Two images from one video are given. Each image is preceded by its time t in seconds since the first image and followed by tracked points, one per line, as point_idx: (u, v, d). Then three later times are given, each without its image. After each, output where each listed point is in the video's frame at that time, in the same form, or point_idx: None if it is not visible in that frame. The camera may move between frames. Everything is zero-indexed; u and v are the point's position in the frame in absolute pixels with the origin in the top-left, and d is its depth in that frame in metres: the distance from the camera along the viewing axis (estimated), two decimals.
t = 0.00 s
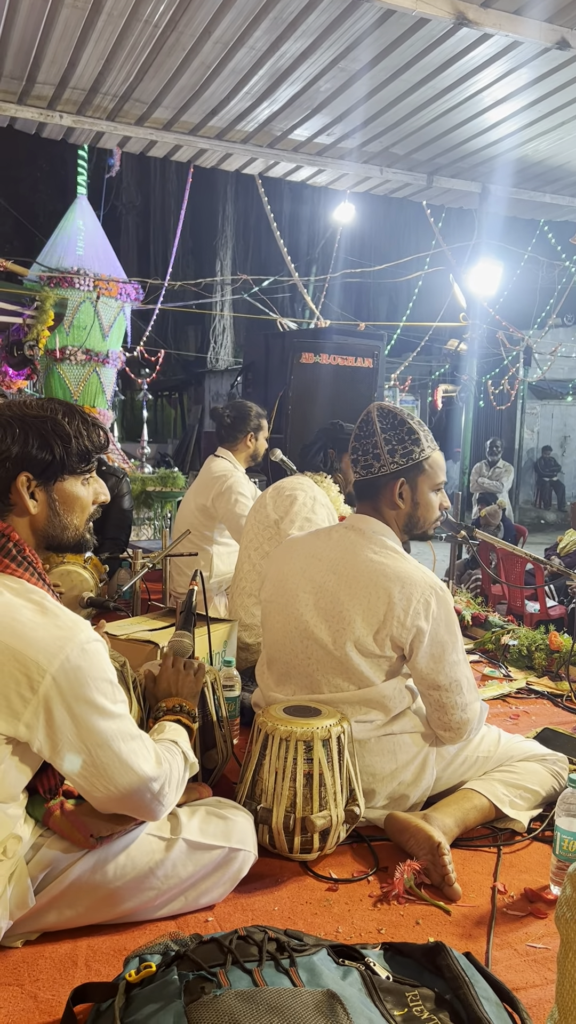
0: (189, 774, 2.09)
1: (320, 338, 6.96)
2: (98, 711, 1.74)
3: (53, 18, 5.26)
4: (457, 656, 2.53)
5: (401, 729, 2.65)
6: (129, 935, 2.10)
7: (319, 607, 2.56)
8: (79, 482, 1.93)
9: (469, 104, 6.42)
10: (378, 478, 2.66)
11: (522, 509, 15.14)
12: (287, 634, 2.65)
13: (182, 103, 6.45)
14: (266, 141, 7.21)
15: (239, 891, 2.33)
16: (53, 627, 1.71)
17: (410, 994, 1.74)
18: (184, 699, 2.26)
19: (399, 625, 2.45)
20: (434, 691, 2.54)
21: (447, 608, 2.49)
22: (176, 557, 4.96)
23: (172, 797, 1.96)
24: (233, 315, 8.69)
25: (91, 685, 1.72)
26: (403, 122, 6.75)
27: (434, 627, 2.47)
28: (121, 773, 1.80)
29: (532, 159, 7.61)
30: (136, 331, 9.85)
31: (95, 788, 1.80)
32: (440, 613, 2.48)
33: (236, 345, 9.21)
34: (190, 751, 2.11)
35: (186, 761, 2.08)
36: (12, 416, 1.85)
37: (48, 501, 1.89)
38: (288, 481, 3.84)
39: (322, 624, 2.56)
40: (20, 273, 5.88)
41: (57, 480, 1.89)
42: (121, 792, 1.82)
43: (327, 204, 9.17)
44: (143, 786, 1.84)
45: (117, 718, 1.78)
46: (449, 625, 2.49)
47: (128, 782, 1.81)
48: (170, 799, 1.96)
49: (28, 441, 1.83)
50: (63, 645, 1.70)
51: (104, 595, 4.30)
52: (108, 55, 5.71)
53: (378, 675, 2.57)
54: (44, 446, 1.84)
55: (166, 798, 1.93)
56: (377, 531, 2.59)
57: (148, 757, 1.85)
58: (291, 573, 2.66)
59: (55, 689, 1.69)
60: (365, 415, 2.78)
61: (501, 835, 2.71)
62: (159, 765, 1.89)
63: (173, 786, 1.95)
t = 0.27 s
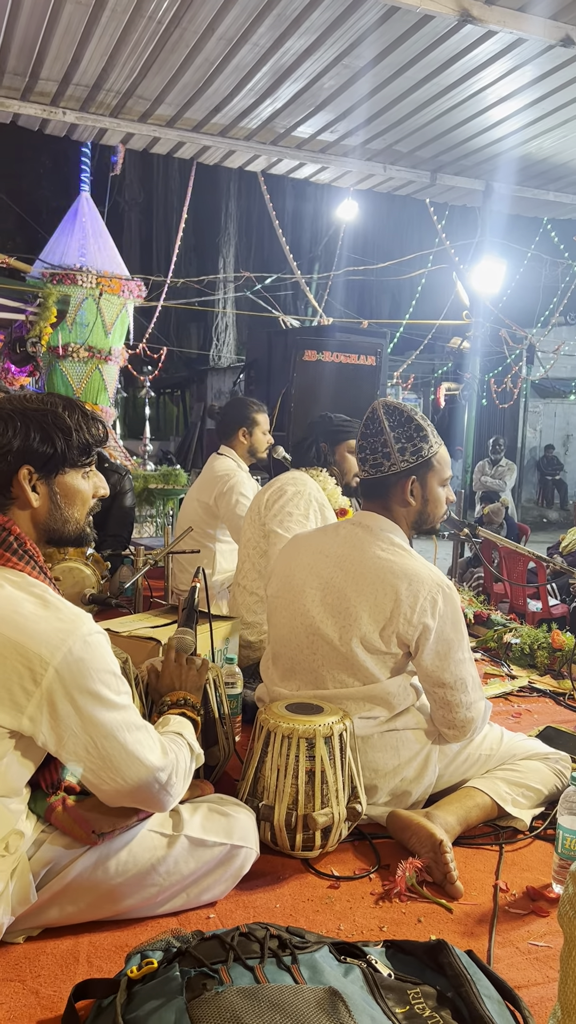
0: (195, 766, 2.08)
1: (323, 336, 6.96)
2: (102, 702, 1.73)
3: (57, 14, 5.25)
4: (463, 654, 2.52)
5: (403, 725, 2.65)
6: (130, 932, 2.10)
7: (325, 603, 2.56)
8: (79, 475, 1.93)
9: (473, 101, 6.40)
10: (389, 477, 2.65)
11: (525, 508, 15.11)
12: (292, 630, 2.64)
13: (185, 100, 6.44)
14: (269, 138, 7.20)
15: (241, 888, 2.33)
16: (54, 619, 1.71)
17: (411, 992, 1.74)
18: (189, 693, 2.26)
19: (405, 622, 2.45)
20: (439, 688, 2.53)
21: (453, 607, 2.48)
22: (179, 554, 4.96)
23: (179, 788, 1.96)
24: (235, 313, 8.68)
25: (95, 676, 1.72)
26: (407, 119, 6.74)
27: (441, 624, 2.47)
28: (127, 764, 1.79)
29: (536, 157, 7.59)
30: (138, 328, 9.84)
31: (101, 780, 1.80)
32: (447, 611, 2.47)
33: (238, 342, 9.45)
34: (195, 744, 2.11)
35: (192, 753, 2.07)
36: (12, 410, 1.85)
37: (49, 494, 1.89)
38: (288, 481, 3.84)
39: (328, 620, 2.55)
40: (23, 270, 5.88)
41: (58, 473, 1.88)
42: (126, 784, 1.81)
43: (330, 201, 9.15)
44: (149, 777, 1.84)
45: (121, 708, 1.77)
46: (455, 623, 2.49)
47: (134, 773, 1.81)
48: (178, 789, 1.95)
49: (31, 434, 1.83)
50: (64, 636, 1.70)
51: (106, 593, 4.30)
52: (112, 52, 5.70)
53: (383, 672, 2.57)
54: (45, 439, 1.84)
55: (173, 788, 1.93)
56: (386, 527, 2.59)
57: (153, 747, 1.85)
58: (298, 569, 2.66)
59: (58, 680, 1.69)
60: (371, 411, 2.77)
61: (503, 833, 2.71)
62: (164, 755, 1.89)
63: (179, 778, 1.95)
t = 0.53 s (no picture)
0: (195, 767, 2.08)
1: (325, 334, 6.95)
2: (104, 702, 1.73)
3: (60, 12, 5.25)
4: (464, 650, 2.53)
5: (405, 722, 2.66)
6: (132, 928, 2.11)
7: (326, 600, 2.56)
8: (86, 469, 1.96)
9: (476, 100, 6.39)
10: (402, 480, 2.59)
11: (527, 507, 15.11)
12: (294, 627, 2.64)
13: (189, 98, 6.44)
14: (272, 136, 7.19)
15: (243, 885, 2.34)
16: (59, 617, 1.71)
17: (413, 990, 1.74)
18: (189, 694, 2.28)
19: (406, 618, 2.45)
20: (439, 684, 2.54)
21: (454, 603, 2.48)
22: (181, 552, 4.97)
23: (178, 789, 1.96)
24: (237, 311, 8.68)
25: (99, 675, 1.72)
26: (410, 117, 6.73)
27: (441, 621, 2.47)
28: (127, 764, 1.80)
29: (539, 155, 7.57)
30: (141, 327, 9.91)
31: (102, 779, 1.80)
32: (448, 607, 2.47)
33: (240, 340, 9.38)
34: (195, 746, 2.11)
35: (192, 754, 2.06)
36: (30, 406, 1.83)
37: (66, 489, 1.89)
38: (279, 475, 3.92)
39: (330, 617, 2.55)
40: (26, 268, 5.88)
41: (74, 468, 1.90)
42: (126, 784, 1.82)
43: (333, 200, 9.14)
44: (149, 778, 1.84)
45: (123, 709, 1.78)
46: (456, 619, 2.49)
47: (134, 773, 1.81)
48: (177, 791, 1.95)
49: (57, 429, 1.82)
50: (69, 635, 1.70)
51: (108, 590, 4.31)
52: (115, 49, 5.70)
53: (384, 668, 2.57)
54: (68, 435, 1.85)
55: (173, 790, 1.93)
56: (387, 524, 2.58)
57: (153, 748, 1.85)
58: (299, 566, 2.66)
59: (62, 679, 1.70)
60: (399, 407, 2.70)
61: (505, 831, 2.71)
62: (164, 756, 1.89)
63: (179, 778, 1.95)
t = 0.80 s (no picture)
0: (194, 766, 2.08)
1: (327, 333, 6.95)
2: (105, 702, 1.74)
3: (64, 10, 5.25)
4: (463, 644, 2.54)
5: (407, 719, 2.66)
6: (134, 925, 2.11)
7: (326, 598, 2.57)
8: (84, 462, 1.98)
9: (479, 99, 6.39)
10: (402, 479, 2.60)
11: (529, 506, 15.11)
12: (294, 625, 2.65)
13: (191, 96, 6.44)
14: (275, 135, 7.19)
15: (244, 882, 2.34)
16: (62, 616, 1.72)
17: (414, 988, 1.75)
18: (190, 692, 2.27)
19: (406, 614, 2.46)
20: (440, 679, 2.55)
21: (453, 598, 2.49)
22: (183, 551, 4.98)
23: (176, 789, 1.96)
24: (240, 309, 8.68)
25: (100, 675, 1.73)
26: (413, 116, 6.72)
27: (441, 616, 2.48)
28: (126, 764, 1.80)
29: (542, 155, 7.57)
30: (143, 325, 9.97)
31: (102, 777, 1.81)
32: (447, 603, 2.48)
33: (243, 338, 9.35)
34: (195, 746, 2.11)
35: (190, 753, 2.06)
36: (40, 405, 1.82)
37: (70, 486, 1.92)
38: (277, 474, 3.93)
39: (330, 614, 2.56)
40: (29, 266, 5.89)
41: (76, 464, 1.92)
42: (125, 784, 1.82)
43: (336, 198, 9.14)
44: (148, 778, 1.84)
45: (123, 709, 1.78)
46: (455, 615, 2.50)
47: (133, 773, 1.81)
48: (174, 792, 1.95)
49: (66, 427, 1.83)
50: (71, 633, 1.71)
51: (111, 588, 4.31)
52: (118, 48, 5.69)
53: (385, 664, 2.58)
54: (75, 434, 1.86)
55: (171, 791, 1.93)
56: (384, 520, 2.59)
57: (153, 749, 1.85)
58: (298, 564, 2.66)
59: (63, 677, 1.70)
60: (401, 403, 2.69)
61: (506, 830, 2.72)
62: (163, 757, 1.89)
63: (177, 780, 1.95)
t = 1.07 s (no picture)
0: (190, 765, 2.09)
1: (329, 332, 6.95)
2: (103, 697, 1.74)
3: (66, 9, 5.25)
4: (462, 641, 2.54)
5: (408, 717, 2.66)
6: (135, 924, 2.12)
7: (326, 595, 2.57)
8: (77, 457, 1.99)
9: (481, 98, 6.39)
10: (397, 478, 2.60)
11: (530, 506, 15.11)
12: (294, 624, 2.65)
13: (194, 95, 6.43)
14: (278, 134, 7.19)
15: (245, 881, 2.35)
16: (61, 610, 1.73)
17: (414, 987, 1.75)
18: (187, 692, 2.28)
19: (406, 611, 2.47)
20: (439, 675, 2.55)
21: (452, 594, 2.49)
22: (184, 549, 4.98)
23: (170, 788, 1.97)
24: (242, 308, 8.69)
25: (99, 670, 1.73)
26: (416, 115, 6.71)
27: (440, 612, 2.48)
28: (123, 759, 1.80)
29: (544, 154, 7.56)
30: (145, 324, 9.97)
31: (97, 773, 1.81)
32: (446, 599, 2.48)
33: (245, 337, 9.37)
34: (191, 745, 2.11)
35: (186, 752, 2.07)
36: (35, 401, 1.83)
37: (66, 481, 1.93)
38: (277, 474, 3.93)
39: (330, 612, 2.56)
40: (31, 265, 5.89)
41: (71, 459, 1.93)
42: (121, 779, 1.82)
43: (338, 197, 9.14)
44: (143, 775, 1.85)
45: (122, 705, 1.78)
46: (454, 611, 2.50)
47: (129, 769, 1.82)
48: (169, 789, 1.96)
49: (62, 422, 1.85)
50: (71, 628, 1.72)
51: (112, 586, 4.31)
52: (121, 46, 5.69)
53: (385, 661, 2.59)
54: (71, 430, 1.87)
55: (165, 788, 1.93)
56: (382, 517, 2.59)
57: (149, 746, 1.85)
58: (297, 563, 2.66)
59: (63, 671, 1.71)
60: (391, 402, 2.69)
61: (506, 829, 2.72)
62: (159, 754, 1.89)
63: (171, 778, 1.95)
